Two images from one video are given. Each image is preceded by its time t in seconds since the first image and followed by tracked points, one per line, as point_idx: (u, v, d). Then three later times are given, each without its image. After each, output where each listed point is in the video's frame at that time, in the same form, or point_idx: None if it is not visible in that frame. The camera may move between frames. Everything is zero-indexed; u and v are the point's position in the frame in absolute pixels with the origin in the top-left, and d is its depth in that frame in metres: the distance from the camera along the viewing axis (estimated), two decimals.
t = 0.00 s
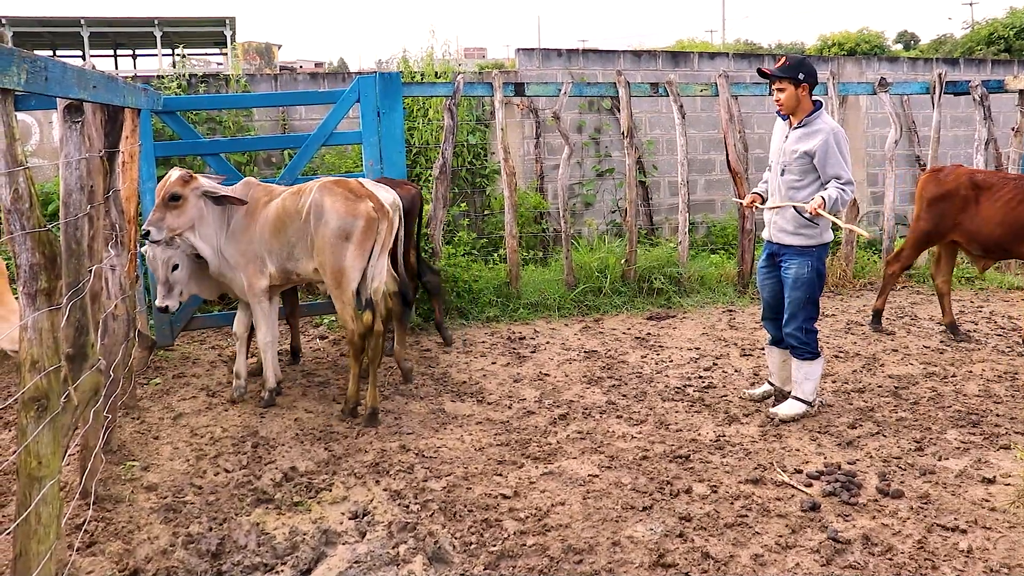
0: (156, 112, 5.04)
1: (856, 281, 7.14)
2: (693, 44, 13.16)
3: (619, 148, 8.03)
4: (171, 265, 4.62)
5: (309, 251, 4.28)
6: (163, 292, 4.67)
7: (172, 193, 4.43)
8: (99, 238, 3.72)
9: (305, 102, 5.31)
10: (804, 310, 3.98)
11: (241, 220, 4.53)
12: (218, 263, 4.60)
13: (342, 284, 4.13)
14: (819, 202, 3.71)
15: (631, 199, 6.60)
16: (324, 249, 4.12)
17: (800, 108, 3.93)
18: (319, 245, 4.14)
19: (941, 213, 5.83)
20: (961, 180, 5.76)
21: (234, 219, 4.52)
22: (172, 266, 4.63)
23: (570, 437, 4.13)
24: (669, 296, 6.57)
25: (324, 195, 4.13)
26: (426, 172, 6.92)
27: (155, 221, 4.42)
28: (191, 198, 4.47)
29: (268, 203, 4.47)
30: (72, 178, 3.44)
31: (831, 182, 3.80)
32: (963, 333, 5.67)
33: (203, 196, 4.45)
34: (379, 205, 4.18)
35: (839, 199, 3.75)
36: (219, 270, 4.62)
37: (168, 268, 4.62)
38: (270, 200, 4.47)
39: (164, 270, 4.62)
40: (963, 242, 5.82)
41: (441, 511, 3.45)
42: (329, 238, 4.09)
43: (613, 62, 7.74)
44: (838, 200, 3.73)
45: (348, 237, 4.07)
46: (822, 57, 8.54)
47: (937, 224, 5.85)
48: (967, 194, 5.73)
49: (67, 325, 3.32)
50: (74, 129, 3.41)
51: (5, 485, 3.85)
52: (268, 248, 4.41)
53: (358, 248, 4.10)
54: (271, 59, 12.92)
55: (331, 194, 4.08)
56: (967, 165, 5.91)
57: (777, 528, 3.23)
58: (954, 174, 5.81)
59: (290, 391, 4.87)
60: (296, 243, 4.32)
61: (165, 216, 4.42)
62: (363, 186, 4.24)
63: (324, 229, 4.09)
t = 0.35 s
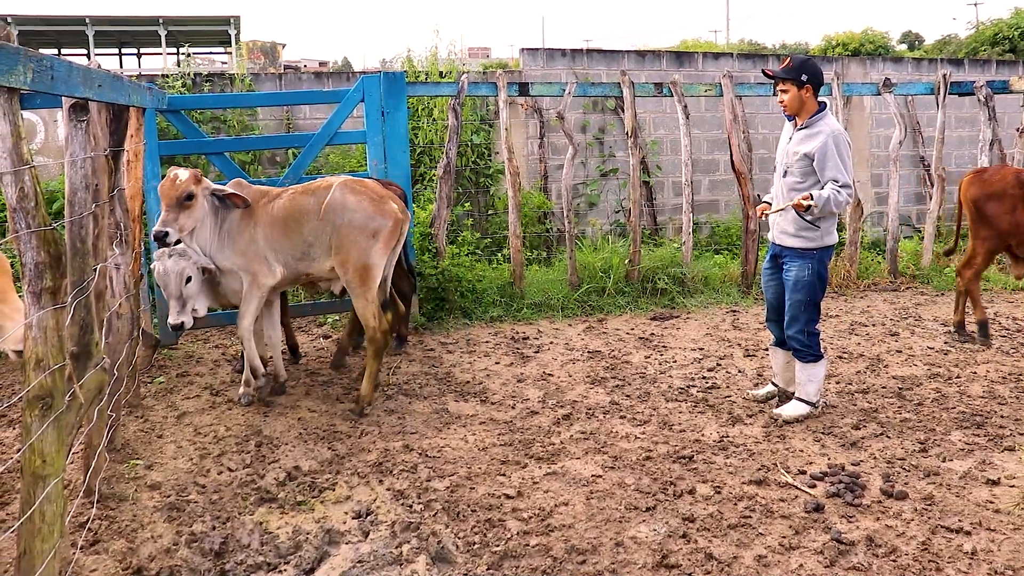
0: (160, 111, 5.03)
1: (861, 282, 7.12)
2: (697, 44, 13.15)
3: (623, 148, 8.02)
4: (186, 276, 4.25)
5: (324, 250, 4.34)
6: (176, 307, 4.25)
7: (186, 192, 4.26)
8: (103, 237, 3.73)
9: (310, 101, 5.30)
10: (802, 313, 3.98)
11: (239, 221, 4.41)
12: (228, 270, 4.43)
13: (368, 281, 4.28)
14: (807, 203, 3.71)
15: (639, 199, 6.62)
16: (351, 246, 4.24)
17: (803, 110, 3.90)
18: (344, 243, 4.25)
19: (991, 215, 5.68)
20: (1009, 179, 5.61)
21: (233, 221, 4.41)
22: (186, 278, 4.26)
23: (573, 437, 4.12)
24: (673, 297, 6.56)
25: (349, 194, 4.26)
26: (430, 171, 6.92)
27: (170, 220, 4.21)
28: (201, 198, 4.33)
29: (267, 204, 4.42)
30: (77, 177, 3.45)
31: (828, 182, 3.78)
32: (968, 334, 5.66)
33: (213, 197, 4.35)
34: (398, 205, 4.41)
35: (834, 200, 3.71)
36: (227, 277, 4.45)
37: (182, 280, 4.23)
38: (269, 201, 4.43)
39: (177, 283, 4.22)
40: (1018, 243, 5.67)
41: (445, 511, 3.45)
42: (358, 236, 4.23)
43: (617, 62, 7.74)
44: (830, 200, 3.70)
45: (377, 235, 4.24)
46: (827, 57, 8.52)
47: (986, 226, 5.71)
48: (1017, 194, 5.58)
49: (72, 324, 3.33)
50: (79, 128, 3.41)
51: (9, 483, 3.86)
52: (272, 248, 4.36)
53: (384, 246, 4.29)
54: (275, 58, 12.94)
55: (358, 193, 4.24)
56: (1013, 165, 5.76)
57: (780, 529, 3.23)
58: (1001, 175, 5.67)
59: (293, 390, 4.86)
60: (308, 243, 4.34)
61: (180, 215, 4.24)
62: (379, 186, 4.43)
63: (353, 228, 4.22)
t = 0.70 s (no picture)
0: (163, 115, 5.04)
1: (863, 284, 7.12)
2: (699, 47, 13.15)
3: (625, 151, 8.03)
4: (181, 286, 4.21)
5: (351, 255, 4.62)
6: (167, 316, 4.20)
7: (208, 207, 4.05)
8: (106, 240, 3.75)
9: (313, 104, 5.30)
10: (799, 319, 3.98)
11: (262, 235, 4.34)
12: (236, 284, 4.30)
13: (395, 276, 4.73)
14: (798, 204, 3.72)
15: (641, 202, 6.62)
16: (381, 246, 4.64)
17: (802, 115, 3.91)
18: (375, 244, 4.63)
19: None
20: None
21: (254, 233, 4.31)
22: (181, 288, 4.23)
23: (576, 440, 4.12)
24: (675, 300, 6.56)
25: (377, 199, 4.64)
26: (433, 175, 6.93)
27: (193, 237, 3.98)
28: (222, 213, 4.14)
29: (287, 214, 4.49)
30: (81, 181, 3.46)
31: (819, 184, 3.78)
32: (971, 337, 5.66)
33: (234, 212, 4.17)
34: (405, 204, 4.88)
35: (828, 202, 3.70)
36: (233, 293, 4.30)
37: (176, 289, 4.19)
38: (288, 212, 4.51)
39: (171, 292, 4.18)
40: None
41: (447, 514, 3.45)
42: (387, 236, 4.64)
43: (620, 66, 7.74)
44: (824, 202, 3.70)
45: (404, 235, 4.69)
46: (829, 61, 8.53)
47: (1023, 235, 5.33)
48: None
49: (75, 328, 3.34)
50: (83, 132, 3.43)
51: (13, 486, 3.87)
52: (301, 258, 4.49)
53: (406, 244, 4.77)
54: (278, 61, 12.97)
55: (386, 197, 4.66)
56: None
57: (783, 532, 3.23)
58: None
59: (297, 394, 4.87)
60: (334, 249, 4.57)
61: (202, 231, 4.03)
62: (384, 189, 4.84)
63: (385, 229, 4.62)
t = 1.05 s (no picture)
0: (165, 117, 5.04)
1: (865, 286, 7.11)
2: (700, 49, 13.15)
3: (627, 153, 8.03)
4: (175, 275, 4.12)
5: (363, 254, 4.68)
6: (161, 306, 4.13)
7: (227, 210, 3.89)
8: (109, 243, 3.76)
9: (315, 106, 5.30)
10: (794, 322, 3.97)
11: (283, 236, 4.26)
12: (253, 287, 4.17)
13: (397, 271, 4.89)
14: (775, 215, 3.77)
15: (642, 204, 6.62)
16: (386, 243, 4.80)
17: (796, 116, 3.91)
18: (382, 241, 4.77)
19: None
20: None
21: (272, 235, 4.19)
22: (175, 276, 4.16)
23: (578, 442, 4.13)
24: (677, 302, 6.56)
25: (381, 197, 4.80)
26: (435, 177, 6.94)
27: (215, 242, 3.80)
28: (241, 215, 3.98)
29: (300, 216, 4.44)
30: (83, 184, 3.47)
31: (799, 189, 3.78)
32: (973, 339, 5.66)
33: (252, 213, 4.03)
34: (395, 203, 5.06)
35: (802, 207, 3.70)
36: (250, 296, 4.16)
37: (171, 278, 4.11)
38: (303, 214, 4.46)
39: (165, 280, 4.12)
40: None
41: (450, 516, 3.46)
42: (393, 233, 4.82)
43: (621, 68, 7.75)
44: (800, 209, 3.69)
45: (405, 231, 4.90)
46: (831, 63, 8.53)
47: None
48: None
49: (79, 330, 3.37)
50: (86, 135, 3.42)
51: (16, 488, 3.87)
52: (320, 259, 4.45)
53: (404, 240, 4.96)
54: (280, 64, 13.02)
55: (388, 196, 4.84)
56: None
57: (785, 534, 3.23)
58: None
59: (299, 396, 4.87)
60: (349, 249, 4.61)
61: (223, 235, 3.85)
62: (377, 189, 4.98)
63: (390, 227, 4.79)
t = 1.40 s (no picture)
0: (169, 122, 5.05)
1: (868, 293, 7.11)
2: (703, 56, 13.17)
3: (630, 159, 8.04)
4: (183, 277, 4.03)
5: (368, 257, 4.71)
6: (168, 308, 4.01)
7: (247, 220, 3.86)
8: (114, 248, 3.78)
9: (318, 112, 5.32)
10: (780, 329, 4.02)
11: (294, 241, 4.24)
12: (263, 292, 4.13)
13: (400, 274, 4.93)
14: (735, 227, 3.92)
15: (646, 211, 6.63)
16: (388, 245, 4.83)
17: (767, 127, 3.98)
18: (384, 244, 4.80)
19: None
20: None
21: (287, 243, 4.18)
22: (182, 279, 4.04)
23: (580, 448, 4.12)
24: (680, 308, 6.56)
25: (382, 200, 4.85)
26: (438, 183, 6.95)
27: (236, 252, 3.76)
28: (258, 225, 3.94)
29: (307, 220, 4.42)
30: (89, 189, 3.48)
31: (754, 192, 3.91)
32: (976, 346, 5.65)
33: (268, 221, 4.00)
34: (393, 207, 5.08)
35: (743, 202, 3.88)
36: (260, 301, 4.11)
37: (178, 281, 4.00)
38: (310, 218, 4.45)
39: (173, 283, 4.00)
40: None
41: (452, 521, 3.46)
42: (396, 236, 4.85)
43: (624, 74, 7.76)
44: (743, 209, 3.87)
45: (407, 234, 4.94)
46: (833, 70, 8.54)
47: None
48: None
49: (83, 335, 3.36)
50: (92, 140, 3.45)
51: (20, 492, 3.88)
52: (327, 262, 4.46)
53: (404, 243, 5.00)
54: (283, 69, 13.07)
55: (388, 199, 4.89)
56: None
57: (788, 541, 3.23)
58: None
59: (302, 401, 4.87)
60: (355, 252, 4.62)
61: (243, 245, 3.82)
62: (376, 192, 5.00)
63: (392, 229, 4.82)
